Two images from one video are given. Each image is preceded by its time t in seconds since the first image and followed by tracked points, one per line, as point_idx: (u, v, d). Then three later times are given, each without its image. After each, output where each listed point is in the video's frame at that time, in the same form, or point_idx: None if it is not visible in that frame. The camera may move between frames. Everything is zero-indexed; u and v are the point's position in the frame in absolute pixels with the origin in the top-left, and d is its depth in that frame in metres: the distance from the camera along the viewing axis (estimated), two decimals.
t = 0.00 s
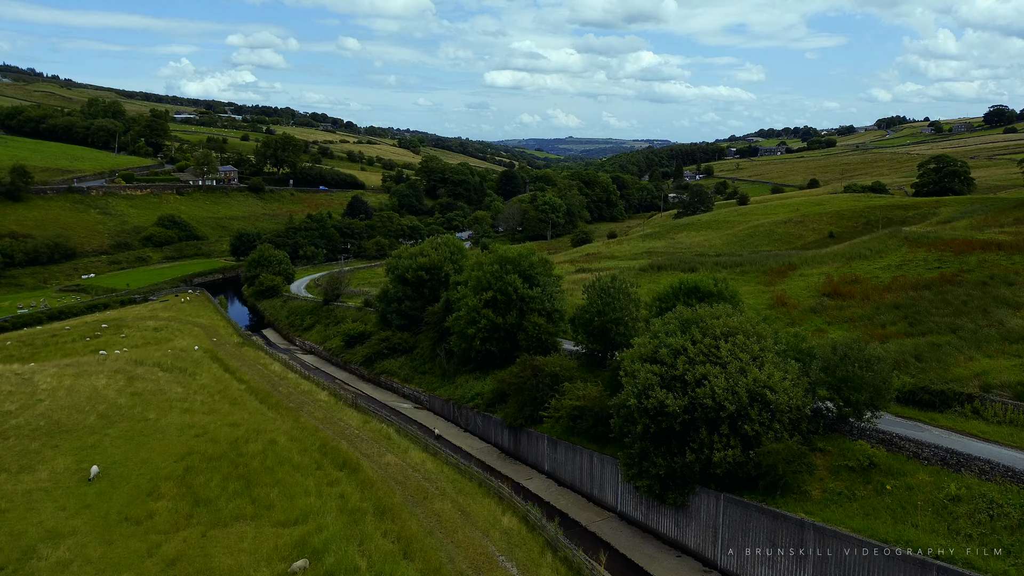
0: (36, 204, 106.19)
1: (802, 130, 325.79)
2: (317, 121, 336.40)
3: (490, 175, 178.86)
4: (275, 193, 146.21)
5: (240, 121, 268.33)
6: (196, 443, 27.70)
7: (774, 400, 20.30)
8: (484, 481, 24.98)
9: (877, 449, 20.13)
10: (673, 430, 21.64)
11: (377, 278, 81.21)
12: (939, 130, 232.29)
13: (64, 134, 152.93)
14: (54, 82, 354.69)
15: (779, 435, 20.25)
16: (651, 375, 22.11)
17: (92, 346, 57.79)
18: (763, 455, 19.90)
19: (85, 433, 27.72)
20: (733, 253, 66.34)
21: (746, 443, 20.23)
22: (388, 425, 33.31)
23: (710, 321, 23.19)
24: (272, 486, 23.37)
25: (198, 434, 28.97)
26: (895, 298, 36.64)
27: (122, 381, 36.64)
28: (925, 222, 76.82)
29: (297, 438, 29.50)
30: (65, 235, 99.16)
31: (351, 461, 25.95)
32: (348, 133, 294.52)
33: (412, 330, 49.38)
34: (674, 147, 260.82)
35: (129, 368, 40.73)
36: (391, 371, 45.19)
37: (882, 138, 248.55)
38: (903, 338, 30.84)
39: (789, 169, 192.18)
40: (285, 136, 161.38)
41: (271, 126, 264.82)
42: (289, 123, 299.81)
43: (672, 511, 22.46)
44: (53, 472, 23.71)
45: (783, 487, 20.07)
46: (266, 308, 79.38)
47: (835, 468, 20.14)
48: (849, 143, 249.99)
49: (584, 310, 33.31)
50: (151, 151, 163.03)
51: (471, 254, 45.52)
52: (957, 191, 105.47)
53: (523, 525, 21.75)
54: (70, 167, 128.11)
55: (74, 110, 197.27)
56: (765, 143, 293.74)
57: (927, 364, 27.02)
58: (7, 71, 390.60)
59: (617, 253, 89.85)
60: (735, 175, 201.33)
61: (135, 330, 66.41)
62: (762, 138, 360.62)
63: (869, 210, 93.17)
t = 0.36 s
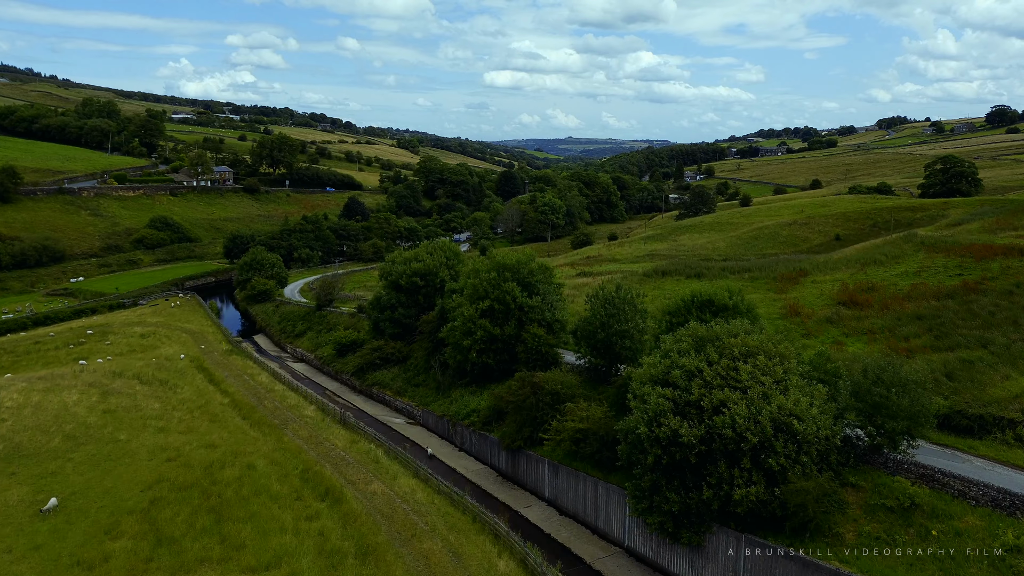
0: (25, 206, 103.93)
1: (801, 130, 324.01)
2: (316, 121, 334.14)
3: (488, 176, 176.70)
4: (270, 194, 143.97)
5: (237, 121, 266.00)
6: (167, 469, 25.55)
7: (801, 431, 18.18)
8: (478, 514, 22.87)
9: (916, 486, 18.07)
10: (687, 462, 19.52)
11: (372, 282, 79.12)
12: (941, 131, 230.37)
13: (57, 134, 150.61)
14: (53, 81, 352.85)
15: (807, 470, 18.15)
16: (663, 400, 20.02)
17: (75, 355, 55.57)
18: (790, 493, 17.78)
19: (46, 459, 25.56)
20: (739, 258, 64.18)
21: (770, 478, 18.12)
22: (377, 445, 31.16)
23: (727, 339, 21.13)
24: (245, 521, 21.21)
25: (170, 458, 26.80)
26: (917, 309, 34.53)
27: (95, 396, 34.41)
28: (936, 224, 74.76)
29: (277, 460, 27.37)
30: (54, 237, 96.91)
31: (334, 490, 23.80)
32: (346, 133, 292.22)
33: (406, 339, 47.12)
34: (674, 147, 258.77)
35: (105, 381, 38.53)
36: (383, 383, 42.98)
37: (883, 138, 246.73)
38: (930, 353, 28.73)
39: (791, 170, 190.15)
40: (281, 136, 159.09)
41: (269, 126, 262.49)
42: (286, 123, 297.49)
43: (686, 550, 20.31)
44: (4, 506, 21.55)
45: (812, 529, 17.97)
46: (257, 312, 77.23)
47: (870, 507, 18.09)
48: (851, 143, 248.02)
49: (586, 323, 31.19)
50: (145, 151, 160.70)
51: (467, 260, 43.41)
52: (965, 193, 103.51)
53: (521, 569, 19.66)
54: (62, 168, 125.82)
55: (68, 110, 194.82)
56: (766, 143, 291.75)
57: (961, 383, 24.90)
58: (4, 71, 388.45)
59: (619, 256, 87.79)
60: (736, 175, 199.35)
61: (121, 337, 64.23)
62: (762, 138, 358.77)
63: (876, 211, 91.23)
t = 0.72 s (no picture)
0: (13, 207, 101.75)
1: (801, 130, 322.11)
2: (314, 121, 331.91)
3: (487, 176, 174.49)
4: (265, 195, 141.79)
5: (234, 121, 263.70)
6: (132, 499, 23.45)
7: (837, 469, 16.05)
8: (471, 553, 20.80)
9: (967, 536, 15.98)
10: (706, 501, 17.35)
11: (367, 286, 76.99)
12: (943, 130, 228.41)
13: (49, 134, 148.41)
14: (51, 81, 350.94)
15: (843, 514, 16.01)
16: (677, 432, 17.93)
17: (56, 364, 53.44)
18: (824, 542, 15.62)
19: (0, 488, 23.52)
20: (746, 262, 62.10)
21: (801, 524, 15.98)
22: (365, 468, 29.07)
23: (748, 361, 19.01)
24: (212, 564, 19.18)
25: (138, 486, 24.68)
26: (941, 319, 32.39)
27: (65, 414, 32.30)
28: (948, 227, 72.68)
29: (255, 488, 25.27)
30: (42, 239, 94.72)
31: (313, 525, 21.70)
32: (344, 133, 290.02)
33: (399, 348, 44.96)
34: (674, 147, 256.71)
35: (79, 396, 36.43)
36: (374, 396, 40.83)
37: (885, 138, 244.77)
38: (961, 370, 26.63)
39: (792, 170, 188.15)
40: (277, 136, 156.85)
41: (266, 126, 260.32)
42: (284, 122, 295.31)
43: None
44: None
45: None
46: (249, 317, 75.13)
47: (914, 556, 16.03)
48: (852, 143, 246.10)
49: (590, 336, 29.09)
50: (139, 151, 158.44)
51: (463, 266, 41.30)
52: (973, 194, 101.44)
53: None
54: (53, 169, 123.60)
55: (62, 110, 192.63)
56: (766, 143, 289.88)
57: (1000, 407, 22.74)
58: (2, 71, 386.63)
59: (620, 259, 85.78)
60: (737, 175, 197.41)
61: (106, 343, 62.07)
62: (762, 138, 356.89)
63: (883, 213, 89.19)
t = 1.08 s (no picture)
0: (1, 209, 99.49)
1: (802, 130, 320.23)
2: (312, 121, 329.59)
3: (486, 176, 172.34)
4: (261, 196, 139.60)
5: (231, 121, 261.48)
6: (91, 535, 21.37)
7: (884, 519, 13.91)
8: None
9: None
10: (730, 551, 15.22)
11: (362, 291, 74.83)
12: (945, 130, 226.50)
13: (42, 134, 146.12)
14: (49, 81, 348.78)
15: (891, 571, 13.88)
16: (697, 472, 15.82)
17: (35, 373, 51.30)
18: None
19: None
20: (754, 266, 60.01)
21: None
22: (351, 495, 26.95)
23: (774, 389, 16.88)
24: None
25: (100, 520, 22.60)
26: (970, 332, 30.28)
27: (32, 434, 30.24)
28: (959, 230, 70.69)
29: (229, 520, 23.19)
30: (30, 241, 92.47)
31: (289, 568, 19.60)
32: (342, 134, 287.83)
33: (391, 359, 42.79)
34: (675, 147, 254.73)
35: (50, 412, 34.33)
36: (365, 410, 38.67)
37: (887, 138, 242.85)
38: (997, 389, 24.54)
39: (794, 170, 186.17)
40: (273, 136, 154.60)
41: (263, 126, 258.02)
42: (282, 123, 293.04)
43: None
44: None
45: None
46: (240, 323, 72.96)
47: None
48: (853, 143, 244.24)
49: (594, 352, 26.96)
50: (133, 151, 156.19)
51: (459, 273, 39.16)
52: (981, 195, 99.40)
53: None
54: (44, 170, 121.41)
55: (57, 110, 190.35)
56: (766, 143, 288.12)
57: None
58: None
59: (622, 261, 83.79)
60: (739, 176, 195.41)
61: (90, 351, 59.89)
62: (763, 138, 355.00)
63: (890, 214, 87.16)
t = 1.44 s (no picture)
0: None
1: (802, 130, 318.36)
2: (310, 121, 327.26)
3: (484, 177, 170.12)
4: (256, 197, 137.37)
5: (228, 121, 259.18)
6: None
7: None
8: None
9: None
10: None
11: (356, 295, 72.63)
12: (947, 130, 224.51)
13: (34, 135, 143.75)
14: (46, 81, 346.64)
15: None
16: (722, 525, 13.69)
17: (12, 384, 49.10)
18: None
19: None
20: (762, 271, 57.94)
21: None
22: (335, 527, 24.81)
23: (809, 425, 14.73)
24: None
25: (53, 561, 20.45)
26: (1004, 345, 28.13)
27: None
28: (971, 232, 68.50)
29: (197, 559, 21.08)
30: (18, 244, 90.19)
31: None
32: (340, 134, 285.54)
33: (383, 370, 40.61)
34: (675, 147, 252.63)
35: (17, 431, 32.22)
36: (354, 427, 36.49)
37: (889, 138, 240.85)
38: None
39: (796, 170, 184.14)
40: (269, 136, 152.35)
41: (260, 126, 255.66)
42: (280, 123, 290.75)
43: None
44: None
45: None
46: (230, 328, 70.77)
47: None
48: (855, 143, 242.11)
49: (599, 370, 24.81)
50: (127, 152, 153.84)
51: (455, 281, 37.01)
52: (990, 197, 97.31)
53: None
54: (35, 171, 119.15)
55: (50, 110, 187.98)
56: (766, 143, 285.36)
57: None
58: None
59: (624, 264, 81.65)
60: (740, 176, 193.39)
61: (74, 359, 57.70)
62: (763, 138, 353.10)
63: (898, 216, 85.10)
